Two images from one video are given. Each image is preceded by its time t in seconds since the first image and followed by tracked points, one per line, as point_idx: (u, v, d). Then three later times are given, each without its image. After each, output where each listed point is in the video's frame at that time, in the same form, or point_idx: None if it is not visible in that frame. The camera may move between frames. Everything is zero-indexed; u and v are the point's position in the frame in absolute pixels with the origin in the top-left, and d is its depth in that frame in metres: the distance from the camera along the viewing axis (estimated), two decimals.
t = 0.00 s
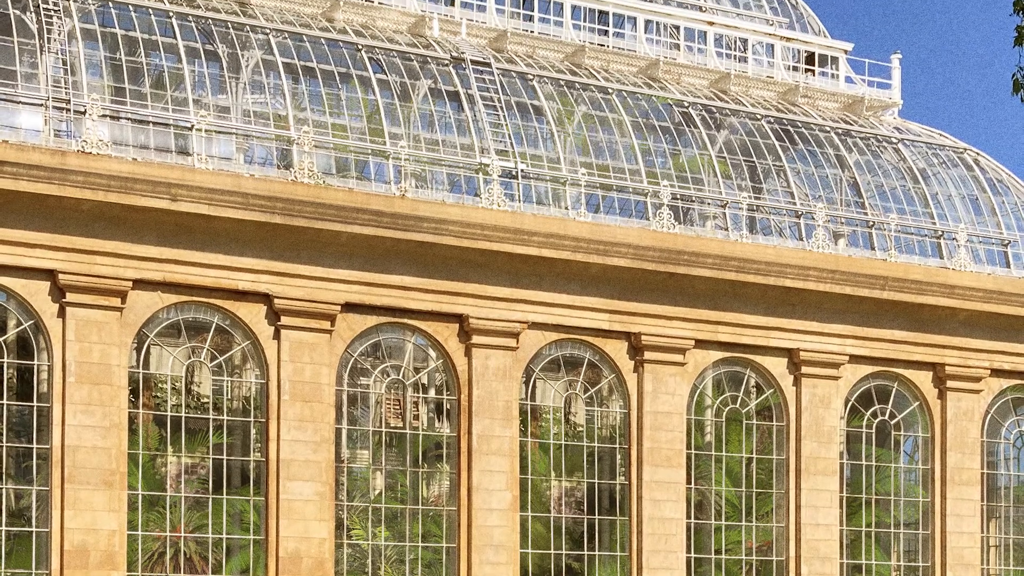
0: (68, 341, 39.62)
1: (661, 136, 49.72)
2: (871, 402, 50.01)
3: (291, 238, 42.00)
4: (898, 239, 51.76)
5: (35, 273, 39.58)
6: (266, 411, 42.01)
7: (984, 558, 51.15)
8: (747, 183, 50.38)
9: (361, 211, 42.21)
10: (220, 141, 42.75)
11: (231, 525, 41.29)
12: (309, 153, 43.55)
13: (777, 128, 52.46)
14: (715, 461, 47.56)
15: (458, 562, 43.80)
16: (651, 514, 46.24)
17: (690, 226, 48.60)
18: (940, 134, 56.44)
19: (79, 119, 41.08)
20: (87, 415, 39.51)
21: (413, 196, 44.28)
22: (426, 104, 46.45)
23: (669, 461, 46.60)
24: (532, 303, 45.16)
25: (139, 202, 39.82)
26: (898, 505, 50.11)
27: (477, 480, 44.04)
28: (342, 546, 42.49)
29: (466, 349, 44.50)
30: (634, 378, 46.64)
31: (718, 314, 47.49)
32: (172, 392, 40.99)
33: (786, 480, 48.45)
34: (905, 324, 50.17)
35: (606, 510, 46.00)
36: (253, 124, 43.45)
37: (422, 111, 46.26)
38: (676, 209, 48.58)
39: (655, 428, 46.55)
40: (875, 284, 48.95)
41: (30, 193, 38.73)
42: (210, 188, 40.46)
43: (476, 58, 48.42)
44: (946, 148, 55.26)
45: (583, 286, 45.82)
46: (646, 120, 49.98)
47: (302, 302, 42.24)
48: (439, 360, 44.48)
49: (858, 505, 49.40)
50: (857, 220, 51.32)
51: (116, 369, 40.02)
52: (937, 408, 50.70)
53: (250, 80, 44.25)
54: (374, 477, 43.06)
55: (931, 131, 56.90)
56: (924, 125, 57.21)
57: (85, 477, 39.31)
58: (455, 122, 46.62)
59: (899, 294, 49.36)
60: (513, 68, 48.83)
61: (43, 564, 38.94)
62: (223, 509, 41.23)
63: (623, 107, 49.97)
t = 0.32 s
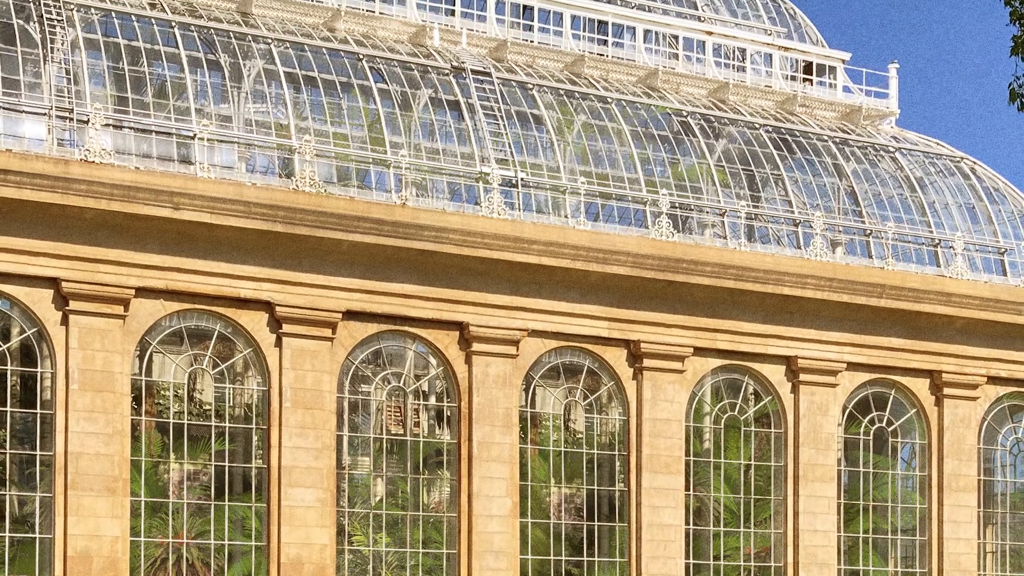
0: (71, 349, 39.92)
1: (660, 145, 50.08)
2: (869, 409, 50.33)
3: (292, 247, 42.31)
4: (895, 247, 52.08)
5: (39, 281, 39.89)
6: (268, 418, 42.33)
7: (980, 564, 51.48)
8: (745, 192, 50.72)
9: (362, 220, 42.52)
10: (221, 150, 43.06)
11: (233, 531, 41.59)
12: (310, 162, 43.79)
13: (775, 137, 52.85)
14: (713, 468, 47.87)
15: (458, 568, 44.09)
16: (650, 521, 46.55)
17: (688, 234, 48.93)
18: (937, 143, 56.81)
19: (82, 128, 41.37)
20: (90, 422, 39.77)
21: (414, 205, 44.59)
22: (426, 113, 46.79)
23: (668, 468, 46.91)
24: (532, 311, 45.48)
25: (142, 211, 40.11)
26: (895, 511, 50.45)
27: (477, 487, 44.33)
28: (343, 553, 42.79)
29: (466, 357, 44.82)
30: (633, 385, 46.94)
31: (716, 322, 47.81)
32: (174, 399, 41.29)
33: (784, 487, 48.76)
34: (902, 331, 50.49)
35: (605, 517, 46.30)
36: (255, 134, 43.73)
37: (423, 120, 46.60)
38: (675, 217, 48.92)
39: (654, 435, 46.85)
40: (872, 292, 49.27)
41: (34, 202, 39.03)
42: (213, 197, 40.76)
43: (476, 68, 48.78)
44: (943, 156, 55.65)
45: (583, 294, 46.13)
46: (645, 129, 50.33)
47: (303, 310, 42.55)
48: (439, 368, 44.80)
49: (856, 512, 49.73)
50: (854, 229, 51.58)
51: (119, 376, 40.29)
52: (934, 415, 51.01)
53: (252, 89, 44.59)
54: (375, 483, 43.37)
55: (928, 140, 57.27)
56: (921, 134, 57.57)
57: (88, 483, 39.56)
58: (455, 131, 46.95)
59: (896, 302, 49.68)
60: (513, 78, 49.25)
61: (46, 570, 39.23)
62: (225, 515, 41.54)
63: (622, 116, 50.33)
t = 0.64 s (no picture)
0: (74, 356, 40.22)
1: (659, 154, 50.44)
2: (866, 416, 50.67)
3: (294, 255, 42.62)
4: (892, 256, 52.41)
5: (42, 289, 40.19)
6: (270, 425, 42.66)
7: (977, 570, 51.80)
8: (743, 201, 51.13)
9: (364, 228, 42.84)
10: (224, 159, 43.40)
11: (235, 537, 41.90)
12: (311, 171, 44.04)
13: (773, 146, 53.25)
14: (712, 474, 48.19)
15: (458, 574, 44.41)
16: (649, 527, 46.86)
17: (687, 242, 49.16)
18: (934, 152, 57.17)
19: (85, 137, 41.63)
20: (93, 429, 40.11)
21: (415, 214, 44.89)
22: (427, 122, 47.13)
23: (666, 475, 47.22)
24: (532, 318, 45.79)
25: (144, 220, 40.42)
26: (892, 517, 50.77)
27: (478, 494, 44.64)
28: (345, 559, 43.08)
29: (467, 364, 45.14)
30: (632, 392, 47.26)
31: (715, 330, 48.13)
32: (177, 406, 41.59)
33: (782, 493, 49.07)
34: (899, 339, 50.81)
35: (605, 523, 46.63)
36: (256, 143, 44.09)
37: (424, 130, 46.93)
38: (675, 226, 49.24)
39: (653, 442, 47.17)
40: (870, 300, 49.59)
41: (37, 210, 39.33)
42: (215, 206, 41.06)
43: (476, 77, 49.14)
44: (940, 165, 56.03)
45: (583, 302, 46.44)
46: (644, 138, 50.70)
47: (305, 318, 42.87)
48: (440, 375, 45.11)
49: (853, 518, 50.04)
50: (851, 237, 51.96)
51: (121, 383, 40.61)
52: (931, 422, 51.33)
53: (254, 99, 44.95)
54: (375, 490, 43.69)
55: (925, 149, 57.63)
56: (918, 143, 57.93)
57: (91, 490, 39.89)
58: (455, 140, 47.31)
59: (893, 310, 49.99)
60: (513, 87, 49.57)
61: None
62: (227, 521, 41.85)
63: (621, 126, 50.69)
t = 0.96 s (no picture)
0: (77, 364, 40.56)
1: (658, 163, 50.80)
2: (864, 423, 50.97)
3: (296, 263, 42.96)
4: (890, 264, 52.77)
5: (45, 297, 40.52)
6: (271, 432, 42.98)
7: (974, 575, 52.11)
8: (742, 210, 51.46)
9: (365, 236, 43.18)
10: (226, 168, 43.74)
11: (237, 543, 42.20)
12: (313, 179, 44.38)
13: (771, 155, 53.63)
14: (710, 481, 48.49)
15: None
16: (648, 533, 47.19)
17: (686, 250, 49.60)
18: (931, 161, 57.53)
19: (88, 147, 41.88)
20: (96, 437, 40.40)
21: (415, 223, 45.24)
22: (428, 131, 47.46)
23: (666, 481, 47.55)
24: (532, 326, 46.12)
25: (147, 228, 40.76)
26: (890, 524, 51.10)
27: (478, 500, 44.97)
28: (346, 565, 43.39)
29: (467, 372, 45.48)
30: (631, 400, 47.59)
31: (713, 337, 48.47)
32: (179, 414, 41.92)
33: (780, 500, 49.40)
34: (896, 347, 51.15)
35: (604, 530, 46.96)
36: (258, 152, 44.42)
37: (424, 139, 47.26)
38: (673, 234, 49.60)
39: (652, 449, 47.50)
40: (867, 307, 49.94)
41: (40, 219, 39.68)
42: (217, 215, 41.40)
43: (477, 87, 49.48)
44: (937, 174, 56.38)
45: (582, 310, 46.78)
46: (643, 147, 51.05)
47: (306, 325, 43.19)
48: (440, 383, 45.41)
49: (851, 525, 50.38)
50: (849, 246, 52.33)
51: (124, 391, 40.95)
52: (928, 430, 51.65)
53: (255, 108, 45.27)
54: (376, 497, 43.98)
55: (922, 158, 57.98)
56: (916, 152, 58.29)
57: (94, 496, 40.18)
58: (456, 149, 47.63)
59: (890, 318, 50.34)
60: (513, 97, 49.88)
61: None
62: (229, 527, 42.13)
63: (620, 135, 51.04)
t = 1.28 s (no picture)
0: (81, 371, 40.87)
1: (656, 172, 51.19)
2: (861, 430, 51.33)
3: (298, 271, 43.28)
4: (887, 272, 53.10)
5: (49, 305, 40.85)
6: (273, 439, 43.30)
7: None
8: (740, 218, 51.80)
9: (366, 245, 43.49)
10: (228, 177, 44.03)
11: (239, 549, 42.52)
12: (315, 188, 44.75)
13: (770, 164, 54.02)
14: (709, 487, 48.78)
15: None
16: (647, 539, 47.50)
17: (685, 259, 49.89)
18: (928, 170, 57.89)
19: (91, 155, 42.19)
20: (99, 443, 40.73)
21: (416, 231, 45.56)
22: (428, 141, 47.83)
23: (665, 488, 47.88)
24: (532, 334, 46.46)
25: (149, 237, 41.06)
26: (887, 530, 51.41)
27: (478, 507, 45.26)
28: (347, 571, 43.74)
29: (468, 379, 45.81)
30: (631, 407, 47.90)
31: (712, 345, 48.81)
32: (182, 421, 42.21)
33: (778, 506, 49.72)
34: (893, 354, 51.47)
35: (604, 536, 47.28)
36: (260, 161, 44.74)
37: (425, 148, 47.61)
38: (671, 243, 49.87)
39: (651, 455, 47.83)
40: (865, 315, 50.25)
41: (44, 228, 39.97)
42: (219, 223, 41.70)
43: (477, 96, 49.85)
44: (934, 183, 56.80)
45: (582, 318, 47.11)
46: (643, 156, 51.43)
47: (308, 333, 43.52)
48: (441, 390, 45.76)
49: (848, 531, 50.71)
50: (847, 254, 52.68)
51: (127, 398, 41.26)
52: (926, 437, 51.98)
53: (257, 117, 45.62)
54: (377, 503, 44.33)
55: (919, 167, 58.36)
56: (912, 161, 58.66)
57: (97, 503, 40.50)
58: (456, 158, 47.97)
59: (888, 326, 50.66)
60: (513, 106, 50.27)
61: None
62: (231, 534, 42.46)
63: (620, 144, 51.43)
